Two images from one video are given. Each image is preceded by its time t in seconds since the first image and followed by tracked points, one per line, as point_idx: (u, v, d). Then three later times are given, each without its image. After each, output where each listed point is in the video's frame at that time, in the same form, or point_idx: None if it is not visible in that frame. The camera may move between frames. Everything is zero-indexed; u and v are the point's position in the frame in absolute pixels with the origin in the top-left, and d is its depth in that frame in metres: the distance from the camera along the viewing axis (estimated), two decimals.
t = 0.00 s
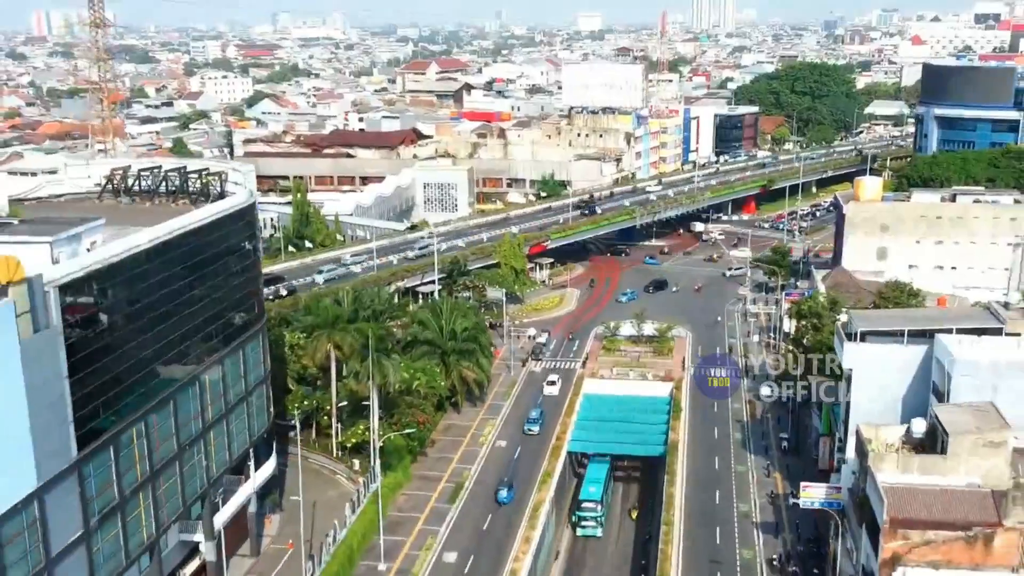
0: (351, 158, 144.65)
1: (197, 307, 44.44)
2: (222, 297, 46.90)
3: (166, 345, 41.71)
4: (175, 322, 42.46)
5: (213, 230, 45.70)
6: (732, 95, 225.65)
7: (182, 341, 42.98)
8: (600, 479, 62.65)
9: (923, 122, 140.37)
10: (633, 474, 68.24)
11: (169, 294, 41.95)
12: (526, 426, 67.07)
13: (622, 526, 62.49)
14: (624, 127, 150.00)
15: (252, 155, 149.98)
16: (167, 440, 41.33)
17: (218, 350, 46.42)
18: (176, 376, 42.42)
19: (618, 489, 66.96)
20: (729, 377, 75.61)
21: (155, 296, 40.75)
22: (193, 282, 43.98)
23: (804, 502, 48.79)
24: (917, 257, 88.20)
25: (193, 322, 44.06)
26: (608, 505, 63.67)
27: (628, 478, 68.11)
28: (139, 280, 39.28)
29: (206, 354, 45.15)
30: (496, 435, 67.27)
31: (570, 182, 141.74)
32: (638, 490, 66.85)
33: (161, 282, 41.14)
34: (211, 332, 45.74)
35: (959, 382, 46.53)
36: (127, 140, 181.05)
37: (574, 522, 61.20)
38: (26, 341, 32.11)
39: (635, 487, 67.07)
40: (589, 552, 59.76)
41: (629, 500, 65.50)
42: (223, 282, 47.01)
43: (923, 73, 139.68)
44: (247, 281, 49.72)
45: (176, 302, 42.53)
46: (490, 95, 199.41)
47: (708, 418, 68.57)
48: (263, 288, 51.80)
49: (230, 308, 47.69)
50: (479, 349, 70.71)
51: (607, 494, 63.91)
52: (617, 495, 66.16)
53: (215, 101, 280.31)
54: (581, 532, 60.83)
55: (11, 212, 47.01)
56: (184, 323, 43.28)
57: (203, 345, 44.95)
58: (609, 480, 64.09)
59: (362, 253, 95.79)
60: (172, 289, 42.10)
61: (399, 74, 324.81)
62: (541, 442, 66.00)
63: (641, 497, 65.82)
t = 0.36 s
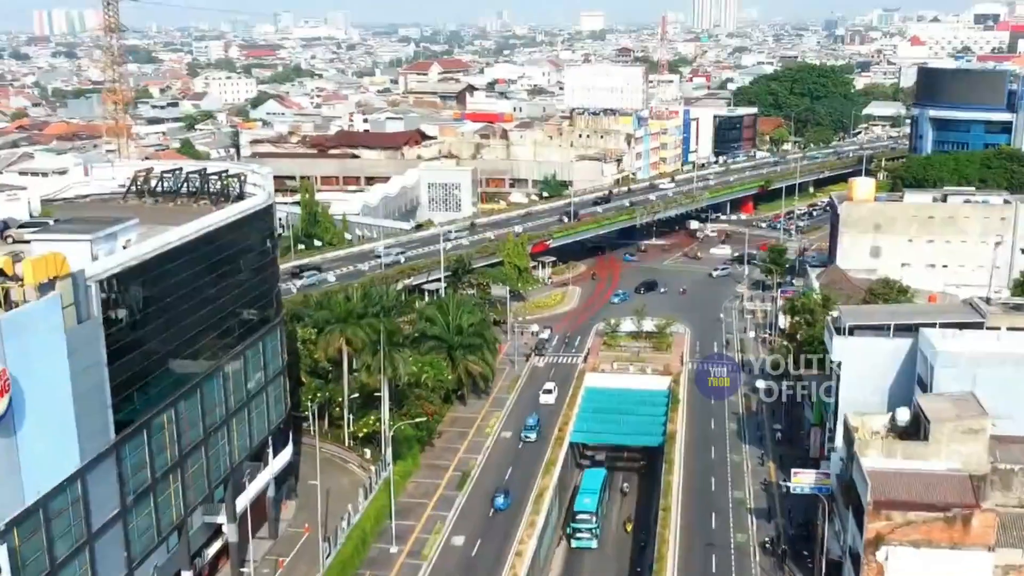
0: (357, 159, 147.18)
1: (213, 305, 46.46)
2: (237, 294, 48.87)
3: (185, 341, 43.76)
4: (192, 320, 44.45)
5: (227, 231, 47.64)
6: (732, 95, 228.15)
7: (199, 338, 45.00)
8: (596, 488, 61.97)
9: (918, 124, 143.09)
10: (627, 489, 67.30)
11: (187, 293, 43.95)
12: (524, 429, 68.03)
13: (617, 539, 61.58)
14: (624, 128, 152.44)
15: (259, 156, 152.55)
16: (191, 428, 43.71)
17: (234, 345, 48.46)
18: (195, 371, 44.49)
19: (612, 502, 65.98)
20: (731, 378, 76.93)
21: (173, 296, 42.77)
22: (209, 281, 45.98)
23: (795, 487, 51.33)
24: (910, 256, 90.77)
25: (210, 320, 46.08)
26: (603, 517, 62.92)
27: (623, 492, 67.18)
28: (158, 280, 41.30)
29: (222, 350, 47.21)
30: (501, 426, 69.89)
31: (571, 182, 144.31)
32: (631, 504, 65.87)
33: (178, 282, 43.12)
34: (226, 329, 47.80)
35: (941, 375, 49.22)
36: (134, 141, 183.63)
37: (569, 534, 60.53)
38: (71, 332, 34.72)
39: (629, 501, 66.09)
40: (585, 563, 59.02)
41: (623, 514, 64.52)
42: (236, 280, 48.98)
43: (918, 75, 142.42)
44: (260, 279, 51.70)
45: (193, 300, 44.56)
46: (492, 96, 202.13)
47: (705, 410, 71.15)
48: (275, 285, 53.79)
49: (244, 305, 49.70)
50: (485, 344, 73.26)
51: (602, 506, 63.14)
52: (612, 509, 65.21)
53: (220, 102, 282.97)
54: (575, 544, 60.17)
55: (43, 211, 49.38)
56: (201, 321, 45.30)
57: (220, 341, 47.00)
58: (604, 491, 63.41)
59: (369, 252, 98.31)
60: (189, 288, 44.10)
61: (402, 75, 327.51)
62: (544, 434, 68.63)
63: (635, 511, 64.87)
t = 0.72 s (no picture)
0: (361, 159, 149.85)
1: (228, 300, 48.22)
2: (250, 290, 50.63)
3: (201, 335, 45.44)
4: (211, 314, 46.35)
5: (241, 229, 49.42)
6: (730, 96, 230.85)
7: (215, 332, 46.69)
8: (589, 499, 61.66)
9: (913, 124, 145.64)
10: (623, 501, 67.06)
11: (205, 288, 45.63)
12: (521, 436, 68.03)
13: (612, 551, 61.45)
14: (625, 128, 155.07)
15: (266, 156, 155.25)
16: (215, 410, 46.50)
17: (246, 339, 50.23)
18: (211, 364, 46.20)
19: (608, 514, 65.88)
20: (730, 377, 77.89)
21: (192, 291, 44.47)
22: (224, 277, 47.67)
23: (785, 470, 54.23)
24: (902, 253, 93.31)
25: (225, 315, 47.80)
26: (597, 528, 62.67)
27: (618, 504, 67.02)
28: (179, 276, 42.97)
29: (236, 343, 48.98)
30: (505, 415, 72.64)
31: (572, 181, 147.00)
32: (625, 517, 65.60)
33: (196, 278, 44.79)
34: (240, 323, 49.57)
35: (923, 363, 52.00)
36: (142, 141, 186.27)
37: (562, 544, 60.10)
38: (111, 321, 37.51)
39: (623, 514, 65.85)
40: None
41: (616, 526, 64.24)
42: (250, 276, 50.76)
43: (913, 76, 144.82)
44: (273, 275, 53.77)
45: (210, 296, 46.28)
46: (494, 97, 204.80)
47: (702, 401, 73.86)
48: (286, 280, 55.63)
49: (256, 300, 51.51)
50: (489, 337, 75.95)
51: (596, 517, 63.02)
52: (605, 522, 64.97)
53: (224, 103, 285.44)
54: (568, 554, 59.81)
55: (74, 208, 52.03)
56: (217, 316, 47.02)
57: (233, 335, 48.75)
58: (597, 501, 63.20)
59: (376, 249, 100.98)
60: (207, 284, 45.77)
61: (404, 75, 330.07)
62: (547, 422, 71.36)
63: (629, 524, 64.58)
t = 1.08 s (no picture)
0: (366, 156, 152.57)
1: (240, 292, 50.03)
2: (260, 282, 52.49)
3: (215, 324, 47.27)
4: (226, 301, 48.44)
5: (253, 222, 51.26)
6: (729, 95, 233.74)
7: (227, 322, 48.55)
8: (582, 505, 60.71)
9: (908, 122, 148.32)
10: (616, 509, 66.24)
11: (219, 280, 47.50)
12: (516, 435, 68.12)
13: (604, 560, 60.00)
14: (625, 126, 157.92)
15: (273, 153, 158.10)
16: (236, 387, 49.39)
17: (256, 330, 52.03)
18: (223, 352, 48.05)
19: (602, 523, 64.94)
20: (730, 377, 78.07)
21: (209, 280, 46.45)
22: (236, 269, 49.54)
23: (775, 448, 57.16)
24: (894, 247, 95.97)
25: (237, 305, 49.58)
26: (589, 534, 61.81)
27: (611, 512, 66.18)
28: (194, 269, 44.76)
29: (247, 333, 50.78)
30: (509, 401, 75.42)
31: (573, 178, 149.86)
32: (618, 526, 64.62)
33: (211, 269, 46.66)
34: (251, 314, 51.37)
35: (907, 345, 54.78)
36: (150, 139, 189.15)
37: (554, 551, 59.06)
38: (145, 300, 40.35)
39: (616, 523, 64.89)
40: None
41: (608, 534, 63.24)
42: (263, 267, 52.96)
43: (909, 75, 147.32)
44: (285, 266, 56.03)
45: (224, 286, 48.12)
46: (497, 96, 207.69)
47: (698, 387, 76.64)
48: (294, 274, 57.53)
49: (265, 293, 53.39)
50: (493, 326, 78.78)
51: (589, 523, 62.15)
52: (597, 530, 63.97)
53: (229, 102, 288.32)
54: (559, 561, 58.73)
55: (101, 198, 54.76)
56: (229, 306, 48.84)
57: (244, 325, 50.54)
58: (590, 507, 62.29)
59: (382, 243, 103.71)
60: (220, 275, 47.64)
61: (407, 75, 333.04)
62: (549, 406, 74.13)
63: (621, 532, 63.60)
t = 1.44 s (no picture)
0: (371, 153, 155.44)
1: (251, 282, 51.89)
2: (275, 270, 55.09)
3: (231, 309, 49.60)
4: (244, 286, 51.02)
5: (267, 213, 53.66)
6: (728, 95, 236.68)
7: (239, 310, 50.35)
8: (573, 510, 59.22)
9: (901, 120, 150.93)
10: (608, 517, 64.27)
11: (236, 267, 49.87)
12: (511, 434, 68.15)
13: (594, 567, 58.49)
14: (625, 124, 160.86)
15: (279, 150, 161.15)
16: (256, 365, 52.44)
17: (271, 314, 54.72)
18: (241, 336, 50.71)
19: (592, 531, 62.90)
20: (730, 377, 77.47)
21: (229, 264, 49.13)
22: (252, 257, 51.92)
23: (766, 427, 60.14)
24: (885, 240, 98.49)
25: (254, 290, 52.25)
26: (580, 540, 60.24)
27: (602, 520, 64.24)
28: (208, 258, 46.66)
29: (261, 319, 53.19)
30: (511, 386, 78.41)
31: (574, 175, 152.83)
32: (609, 533, 62.71)
33: (228, 256, 49.04)
34: (266, 300, 53.96)
35: (889, 328, 57.95)
36: (157, 137, 192.22)
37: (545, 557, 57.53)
38: (173, 280, 43.26)
39: (607, 531, 62.91)
40: None
41: (598, 542, 61.41)
42: (278, 255, 55.69)
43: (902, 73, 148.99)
44: (299, 255, 58.73)
45: (242, 271, 50.77)
46: (499, 95, 210.94)
47: (695, 372, 79.47)
48: (306, 264, 59.87)
49: (275, 283, 55.24)
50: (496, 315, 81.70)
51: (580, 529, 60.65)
52: (586, 538, 62.06)
53: (233, 101, 291.53)
54: (550, 568, 57.16)
55: (124, 188, 57.61)
56: (241, 295, 50.64)
57: (259, 311, 52.91)
58: (581, 512, 60.79)
59: (388, 236, 106.66)
60: (237, 262, 50.00)
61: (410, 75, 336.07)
62: (550, 391, 77.06)
63: (612, 539, 61.81)
